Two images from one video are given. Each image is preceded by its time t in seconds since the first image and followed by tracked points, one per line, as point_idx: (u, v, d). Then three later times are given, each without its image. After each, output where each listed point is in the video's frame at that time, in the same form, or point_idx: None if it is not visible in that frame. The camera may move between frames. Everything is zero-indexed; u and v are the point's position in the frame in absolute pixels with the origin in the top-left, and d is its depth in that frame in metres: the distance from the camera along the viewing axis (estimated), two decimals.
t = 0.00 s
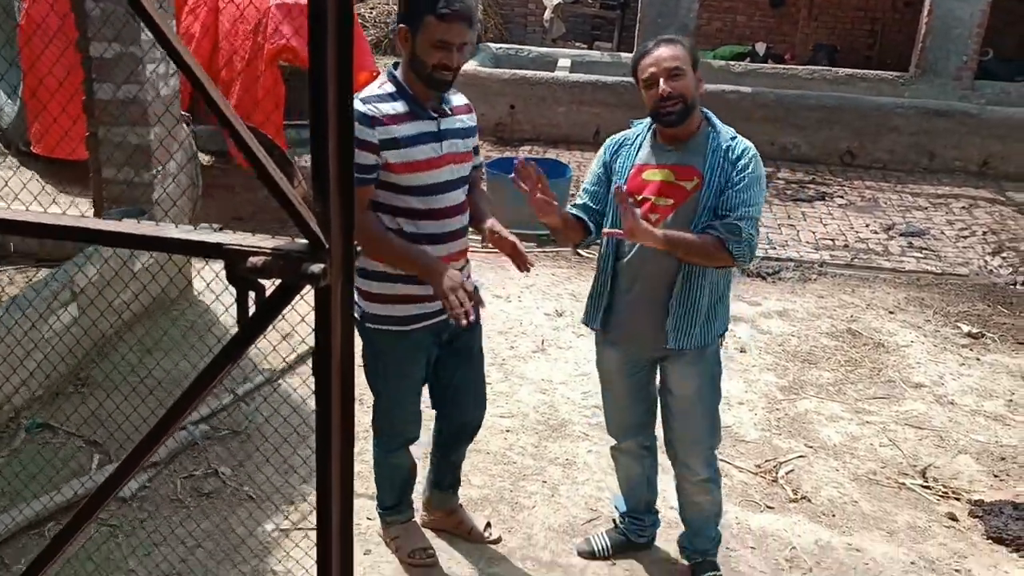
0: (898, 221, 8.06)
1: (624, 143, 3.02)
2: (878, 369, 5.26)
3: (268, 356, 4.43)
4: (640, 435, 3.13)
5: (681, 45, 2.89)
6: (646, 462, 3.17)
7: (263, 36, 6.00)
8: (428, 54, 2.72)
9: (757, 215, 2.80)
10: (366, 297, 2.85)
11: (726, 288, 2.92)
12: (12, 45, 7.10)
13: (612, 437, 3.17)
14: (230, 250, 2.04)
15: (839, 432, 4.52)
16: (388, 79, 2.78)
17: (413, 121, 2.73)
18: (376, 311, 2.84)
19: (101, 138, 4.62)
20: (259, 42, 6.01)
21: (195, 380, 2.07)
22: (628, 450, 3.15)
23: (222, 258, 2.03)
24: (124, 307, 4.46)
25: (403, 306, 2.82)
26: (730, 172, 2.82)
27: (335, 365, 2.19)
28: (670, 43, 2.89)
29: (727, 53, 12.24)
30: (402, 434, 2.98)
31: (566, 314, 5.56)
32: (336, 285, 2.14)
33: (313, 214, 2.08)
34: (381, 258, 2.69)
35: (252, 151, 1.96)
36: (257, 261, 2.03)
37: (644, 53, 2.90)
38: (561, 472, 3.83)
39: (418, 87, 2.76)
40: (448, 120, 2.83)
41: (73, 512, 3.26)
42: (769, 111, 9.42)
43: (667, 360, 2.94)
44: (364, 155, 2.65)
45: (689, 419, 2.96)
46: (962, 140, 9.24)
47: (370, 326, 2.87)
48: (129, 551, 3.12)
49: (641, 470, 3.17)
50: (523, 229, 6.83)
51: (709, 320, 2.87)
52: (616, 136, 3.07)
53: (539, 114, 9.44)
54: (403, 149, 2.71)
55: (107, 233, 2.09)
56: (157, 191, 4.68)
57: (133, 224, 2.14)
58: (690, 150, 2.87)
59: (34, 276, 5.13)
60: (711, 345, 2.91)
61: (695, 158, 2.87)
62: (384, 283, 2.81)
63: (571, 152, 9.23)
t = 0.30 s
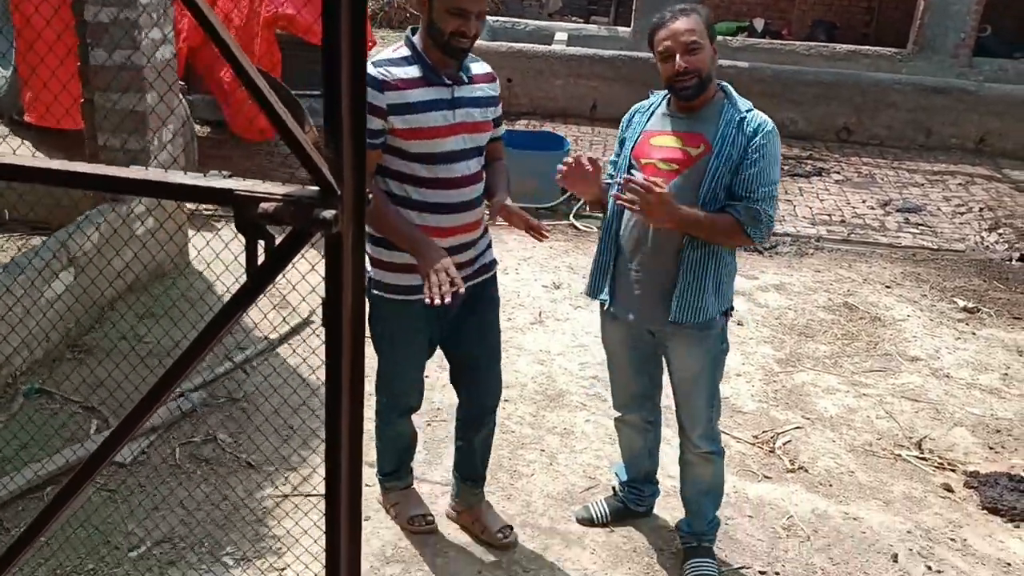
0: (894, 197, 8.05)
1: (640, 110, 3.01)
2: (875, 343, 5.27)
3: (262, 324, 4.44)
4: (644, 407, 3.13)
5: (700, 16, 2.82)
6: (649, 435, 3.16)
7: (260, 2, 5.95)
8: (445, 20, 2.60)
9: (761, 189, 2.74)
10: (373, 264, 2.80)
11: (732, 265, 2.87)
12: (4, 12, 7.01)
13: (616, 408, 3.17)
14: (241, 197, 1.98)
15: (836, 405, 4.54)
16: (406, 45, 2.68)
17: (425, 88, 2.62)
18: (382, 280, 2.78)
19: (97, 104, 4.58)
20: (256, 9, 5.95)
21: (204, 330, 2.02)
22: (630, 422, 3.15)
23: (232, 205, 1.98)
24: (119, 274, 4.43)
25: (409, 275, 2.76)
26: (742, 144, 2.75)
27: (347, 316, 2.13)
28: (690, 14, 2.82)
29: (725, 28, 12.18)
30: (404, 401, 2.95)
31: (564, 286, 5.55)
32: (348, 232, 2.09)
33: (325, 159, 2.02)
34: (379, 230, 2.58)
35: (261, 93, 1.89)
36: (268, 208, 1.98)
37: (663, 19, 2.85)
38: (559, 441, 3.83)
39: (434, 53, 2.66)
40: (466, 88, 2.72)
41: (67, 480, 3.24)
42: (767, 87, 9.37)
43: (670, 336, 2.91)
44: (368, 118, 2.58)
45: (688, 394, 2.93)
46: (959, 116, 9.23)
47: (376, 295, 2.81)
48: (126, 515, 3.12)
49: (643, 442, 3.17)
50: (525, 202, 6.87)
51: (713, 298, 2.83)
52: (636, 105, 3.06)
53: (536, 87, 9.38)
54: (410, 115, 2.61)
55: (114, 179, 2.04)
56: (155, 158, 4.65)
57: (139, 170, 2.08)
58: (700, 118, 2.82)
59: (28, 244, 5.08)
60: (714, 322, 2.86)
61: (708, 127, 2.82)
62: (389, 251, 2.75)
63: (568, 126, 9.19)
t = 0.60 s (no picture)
0: (895, 190, 8.02)
1: (649, 104, 2.97)
2: (877, 336, 5.24)
3: (259, 315, 4.41)
4: (649, 401, 3.09)
5: (716, 6, 2.78)
6: (653, 430, 3.13)
7: None
8: (497, 10, 2.41)
9: (778, 182, 2.72)
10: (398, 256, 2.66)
11: (743, 260, 2.85)
12: None
13: (620, 403, 3.14)
14: (240, 180, 1.96)
15: (838, 398, 4.51)
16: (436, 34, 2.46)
17: (455, 79, 2.42)
18: (407, 273, 2.65)
19: (93, 92, 4.53)
20: None
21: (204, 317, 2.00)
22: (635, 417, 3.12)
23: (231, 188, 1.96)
24: (117, 264, 4.40)
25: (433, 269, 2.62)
26: (756, 134, 2.72)
27: (349, 301, 2.10)
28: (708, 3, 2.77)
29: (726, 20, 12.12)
30: (418, 405, 2.85)
31: (564, 278, 5.51)
32: (351, 216, 2.05)
33: (327, 141, 1.98)
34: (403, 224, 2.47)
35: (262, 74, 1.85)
36: (269, 192, 1.95)
37: (676, 9, 2.81)
38: (560, 433, 3.81)
39: (468, 40, 2.45)
40: (500, 79, 2.51)
41: (62, 471, 3.21)
42: (768, 78, 9.32)
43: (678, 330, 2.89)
44: (395, 111, 2.38)
45: (693, 390, 2.90)
46: (961, 109, 9.19)
47: (402, 289, 2.68)
48: (124, 507, 3.10)
49: (647, 438, 3.14)
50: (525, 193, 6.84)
51: (721, 294, 2.80)
52: (643, 99, 3.02)
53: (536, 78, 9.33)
54: (438, 107, 2.41)
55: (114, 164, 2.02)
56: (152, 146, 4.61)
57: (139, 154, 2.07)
58: (712, 110, 2.79)
59: (24, 233, 5.04)
60: (721, 318, 2.84)
61: (720, 118, 2.78)
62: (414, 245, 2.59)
63: (569, 118, 9.14)
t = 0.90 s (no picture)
0: (898, 190, 7.95)
1: (649, 103, 2.87)
2: (881, 339, 5.17)
3: (252, 318, 4.35)
4: (654, 408, 3.02)
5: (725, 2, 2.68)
6: (657, 438, 3.06)
7: None
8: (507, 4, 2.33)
9: (790, 182, 2.68)
10: (406, 265, 2.56)
11: (752, 264, 2.81)
12: None
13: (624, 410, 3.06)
14: (218, 188, 1.91)
15: (843, 403, 4.44)
16: (438, 37, 2.38)
17: (462, 81, 2.34)
18: (419, 283, 2.53)
19: (84, 93, 4.44)
20: None
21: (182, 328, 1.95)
22: (639, 424, 3.04)
23: (209, 197, 1.91)
24: (110, 269, 4.32)
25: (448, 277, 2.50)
26: (768, 134, 2.67)
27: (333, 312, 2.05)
28: None
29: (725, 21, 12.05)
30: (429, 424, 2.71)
31: (564, 281, 5.44)
32: (336, 226, 2.00)
33: (311, 148, 1.92)
34: (415, 235, 2.37)
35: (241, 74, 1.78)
36: (247, 201, 1.90)
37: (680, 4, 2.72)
38: (561, 441, 3.73)
39: (475, 39, 2.38)
40: (505, 78, 2.44)
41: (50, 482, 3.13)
42: (769, 79, 9.25)
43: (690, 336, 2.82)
44: (402, 119, 2.29)
45: (709, 398, 2.85)
46: (963, 109, 9.12)
47: (411, 300, 2.57)
48: (113, 520, 3.02)
49: (650, 446, 3.07)
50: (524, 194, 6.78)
51: (737, 299, 2.76)
52: (640, 98, 2.92)
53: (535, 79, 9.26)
54: (447, 111, 2.33)
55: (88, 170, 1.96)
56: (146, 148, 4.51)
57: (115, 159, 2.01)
58: (721, 110, 2.71)
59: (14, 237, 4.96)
60: (735, 323, 2.79)
61: (728, 117, 2.71)
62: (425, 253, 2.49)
63: (569, 118, 9.07)
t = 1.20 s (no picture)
0: (898, 215, 7.85)
1: (640, 135, 2.73)
2: (885, 370, 5.04)
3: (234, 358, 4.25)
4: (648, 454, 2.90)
5: (712, 31, 2.61)
6: (651, 485, 2.93)
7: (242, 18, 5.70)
8: (481, 35, 2.24)
9: (788, 220, 2.64)
10: (376, 311, 2.43)
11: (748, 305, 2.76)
12: None
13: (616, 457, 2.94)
14: (147, 259, 1.86)
15: (846, 438, 4.31)
16: (409, 68, 2.26)
17: (435, 115, 2.23)
18: (392, 331, 2.40)
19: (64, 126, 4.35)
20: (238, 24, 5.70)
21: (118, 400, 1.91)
22: (631, 472, 2.92)
23: (139, 268, 1.86)
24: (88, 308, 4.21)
25: (422, 323, 2.38)
26: (770, 171, 2.61)
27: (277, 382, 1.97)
28: (704, 29, 2.61)
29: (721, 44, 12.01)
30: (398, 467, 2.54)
31: (559, 312, 5.31)
32: (277, 295, 1.93)
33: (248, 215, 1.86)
34: (387, 281, 2.23)
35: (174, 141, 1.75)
36: (177, 272, 1.84)
37: (673, 36, 2.62)
38: (555, 484, 3.60)
39: (447, 71, 2.27)
40: (478, 111, 2.33)
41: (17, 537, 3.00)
42: (766, 102, 9.17)
43: (690, 381, 2.74)
44: (373, 156, 2.16)
45: (710, 442, 2.78)
46: (963, 131, 9.03)
47: (381, 347, 2.43)
48: None
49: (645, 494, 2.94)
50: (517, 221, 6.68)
51: (739, 342, 2.71)
52: (627, 130, 2.77)
53: (531, 104, 9.18)
54: (421, 147, 2.20)
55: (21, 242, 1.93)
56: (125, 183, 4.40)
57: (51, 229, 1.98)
58: (721, 146, 2.62)
59: None
60: (736, 364, 2.73)
61: (729, 153, 2.61)
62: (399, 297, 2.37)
63: (565, 144, 8.98)
